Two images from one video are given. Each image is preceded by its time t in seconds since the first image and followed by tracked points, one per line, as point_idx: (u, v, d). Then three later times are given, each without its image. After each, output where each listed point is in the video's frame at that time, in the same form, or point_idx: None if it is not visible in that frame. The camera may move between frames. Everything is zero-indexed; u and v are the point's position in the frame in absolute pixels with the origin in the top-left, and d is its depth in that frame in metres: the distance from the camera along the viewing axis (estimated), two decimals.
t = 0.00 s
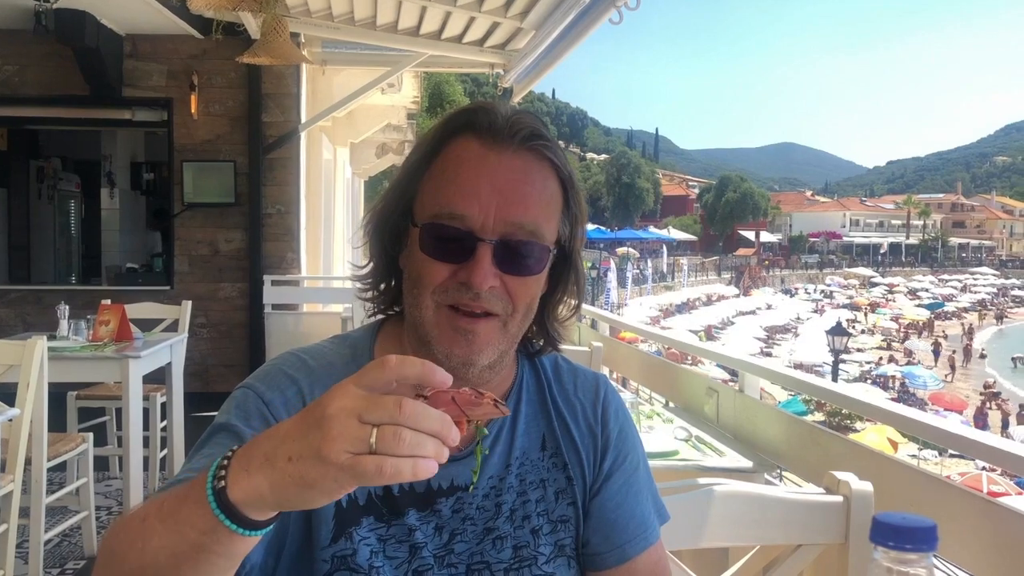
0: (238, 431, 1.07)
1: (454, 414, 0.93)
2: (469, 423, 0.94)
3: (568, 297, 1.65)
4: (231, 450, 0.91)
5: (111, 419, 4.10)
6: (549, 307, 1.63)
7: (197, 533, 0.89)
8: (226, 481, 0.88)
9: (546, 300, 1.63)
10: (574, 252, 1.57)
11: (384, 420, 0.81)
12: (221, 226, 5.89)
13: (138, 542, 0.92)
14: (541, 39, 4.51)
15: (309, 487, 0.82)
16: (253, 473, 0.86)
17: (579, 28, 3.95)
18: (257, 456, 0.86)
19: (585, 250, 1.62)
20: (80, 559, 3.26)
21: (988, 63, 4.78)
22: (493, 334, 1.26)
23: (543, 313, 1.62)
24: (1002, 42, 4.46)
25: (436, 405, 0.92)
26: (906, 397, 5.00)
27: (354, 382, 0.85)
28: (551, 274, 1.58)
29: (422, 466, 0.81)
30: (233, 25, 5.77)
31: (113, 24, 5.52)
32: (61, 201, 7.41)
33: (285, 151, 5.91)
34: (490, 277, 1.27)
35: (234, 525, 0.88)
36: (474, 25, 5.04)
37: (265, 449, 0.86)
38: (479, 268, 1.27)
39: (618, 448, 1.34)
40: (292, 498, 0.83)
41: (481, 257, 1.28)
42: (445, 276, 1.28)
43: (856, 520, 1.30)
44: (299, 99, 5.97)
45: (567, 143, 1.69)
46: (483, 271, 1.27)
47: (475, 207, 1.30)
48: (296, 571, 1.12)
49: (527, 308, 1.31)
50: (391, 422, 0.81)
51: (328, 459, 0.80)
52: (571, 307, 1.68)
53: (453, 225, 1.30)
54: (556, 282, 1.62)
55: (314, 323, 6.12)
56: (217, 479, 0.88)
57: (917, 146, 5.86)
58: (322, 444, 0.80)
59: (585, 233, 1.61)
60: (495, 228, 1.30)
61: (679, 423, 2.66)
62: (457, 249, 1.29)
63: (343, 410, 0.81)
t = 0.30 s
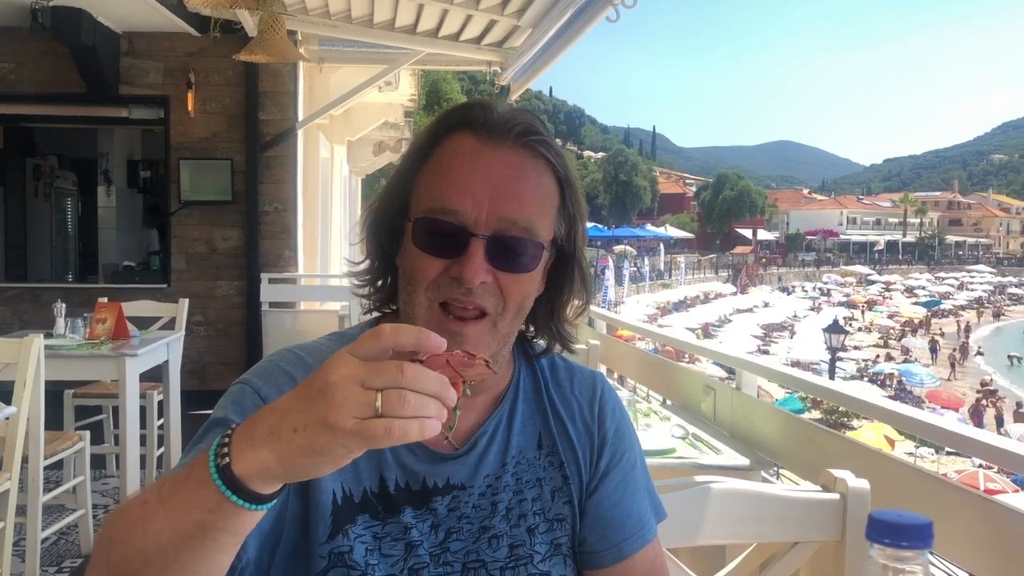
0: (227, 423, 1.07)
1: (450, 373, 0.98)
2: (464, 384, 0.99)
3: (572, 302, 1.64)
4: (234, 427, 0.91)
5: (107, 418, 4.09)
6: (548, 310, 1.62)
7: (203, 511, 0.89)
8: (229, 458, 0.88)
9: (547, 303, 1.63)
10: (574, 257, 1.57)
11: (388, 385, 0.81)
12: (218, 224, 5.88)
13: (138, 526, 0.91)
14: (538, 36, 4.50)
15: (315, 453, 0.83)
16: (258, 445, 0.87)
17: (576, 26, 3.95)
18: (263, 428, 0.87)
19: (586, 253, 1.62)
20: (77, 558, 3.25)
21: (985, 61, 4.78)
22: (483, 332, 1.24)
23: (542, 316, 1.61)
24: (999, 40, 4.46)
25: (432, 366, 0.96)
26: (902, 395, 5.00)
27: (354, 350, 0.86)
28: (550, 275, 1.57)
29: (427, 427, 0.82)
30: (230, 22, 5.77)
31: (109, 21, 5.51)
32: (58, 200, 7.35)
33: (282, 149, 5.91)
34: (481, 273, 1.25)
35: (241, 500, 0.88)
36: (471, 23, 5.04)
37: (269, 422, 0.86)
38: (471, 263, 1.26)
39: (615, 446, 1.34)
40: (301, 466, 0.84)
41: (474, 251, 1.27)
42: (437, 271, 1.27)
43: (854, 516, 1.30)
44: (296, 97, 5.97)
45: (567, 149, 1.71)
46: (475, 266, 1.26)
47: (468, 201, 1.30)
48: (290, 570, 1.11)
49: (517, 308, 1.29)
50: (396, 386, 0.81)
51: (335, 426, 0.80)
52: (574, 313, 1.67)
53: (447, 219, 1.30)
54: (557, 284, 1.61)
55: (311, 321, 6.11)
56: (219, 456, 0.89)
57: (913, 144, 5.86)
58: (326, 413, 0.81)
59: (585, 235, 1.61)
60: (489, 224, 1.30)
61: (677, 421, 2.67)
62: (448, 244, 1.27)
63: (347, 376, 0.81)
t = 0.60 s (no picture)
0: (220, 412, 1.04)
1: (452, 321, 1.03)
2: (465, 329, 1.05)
3: (567, 305, 1.61)
4: (252, 385, 0.90)
5: (104, 418, 4.09)
6: (543, 316, 1.59)
7: (234, 469, 0.86)
8: (259, 412, 0.86)
9: (541, 307, 1.59)
10: (568, 254, 1.55)
11: (412, 325, 0.84)
12: (215, 223, 5.87)
13: (161, 490, 0.86)
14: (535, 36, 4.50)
15: (350, 395, 0.84)
16: (289, 398, 0.86)
17: (573, 26, 3.95)
18: (287, 379, 0.87)
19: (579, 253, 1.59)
20: (72, 558, 3.25)
21: (982, 62, 4.79)
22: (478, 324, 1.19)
23: (537, 323, 1.57)
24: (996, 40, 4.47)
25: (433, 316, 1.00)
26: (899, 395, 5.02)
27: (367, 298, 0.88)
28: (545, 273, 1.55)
29: (446, 363, 0.85)
30: (226, 22, 5.76)
31: (105, 21, 5.49)
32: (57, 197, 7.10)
33: (279, 148, 5.90)
34: (473, 262, 1.21)
35: (271, 450, 0.86)
36: (469, 23, 5.05)
37: (297, 371, 0.86)
38: (463, 252, 1.22)
39: (611, 449, 1.33)
40: (337, 409, 0.85)
41: (465, 240, 1.23)
42: (428, 263, 1.22)
43: (849, 517, 1.30)
44: (293, 97, 5.97)
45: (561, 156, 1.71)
46: (466, 254, 1.21)
47: (459, 191, 1.28)
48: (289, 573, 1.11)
49: (508, 307, 1.24)
50: (418, 325, 0.84)
51: (370, 362, 0.82)
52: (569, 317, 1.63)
53: (439, 209, 1.27)
54: (552, 284, 1.59)
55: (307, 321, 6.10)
56: (247, 411, 0.86)
57: (910, 144, 5.86)
58: (357, 354, 0.83)
59: (578, 235, 1.59)
60: (481, 213, 1.27)
61: (673, 421, 2.66)
62: (440, 231, 1.23)
63: (374, 318, 0.84)
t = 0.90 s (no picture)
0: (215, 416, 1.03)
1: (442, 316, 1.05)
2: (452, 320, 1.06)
3: (561, 311, 1.60)
4: (255, 381, 0.89)
5: (95, 421, 4.08)
6: (538, 322, 1.58)
7: (242, 466, 0.85)
8: (269, 411, 0.86)
9: (535, 312, 1.58)
10: (561, 258, 1.55)
11: (417, 321, 0.87)
12: (208, 226, 5.87)
13: (166, 492, 0.84)
14: (528, 39, 4.51)
15: (366, 389, 0.86)
16: (304, 392, 0.86)
17: (567, 30, 3.95)
18: (292, 377, 0.87)
19: (572, 257, 1.59)
20: (64, 562, 3.24)
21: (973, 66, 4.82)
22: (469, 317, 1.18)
23: (530, 329, 1.56)
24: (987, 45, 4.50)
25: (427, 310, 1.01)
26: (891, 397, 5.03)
27: (372, 295, 0.89)
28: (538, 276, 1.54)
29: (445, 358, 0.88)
30: (219, 25, 5.75)
31: (98, 23, 5.48)
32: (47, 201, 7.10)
33: (272, 151, 5.89)
34: (461, 255, 1.21)
35: (285, 448, 0.86)
36: (461, 26, 5.06)
37: (303, 370, 0.87)
38: (451, 246, 1.21)
39: (603, 454, 1.33)
40: (348, 406, 0.86)
41: (454, 234, 1.23)
42: (417, 257, 1.22)
43: (839, 521, 1.31)
44: (286, 99, 5.96)
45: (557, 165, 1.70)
46: (454, 247, 1.21)
47: (448, 185, 1.28)
48: None
49: (499, 303, 1.23)
50: (423, 321, 0.87)
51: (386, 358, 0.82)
52: (564, 323, 1.61)
53: (427, 203, 1.27)
54: (546, 288, 1.58)
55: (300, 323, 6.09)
56: (253, 407, 0.86)
57: (902, 148, 5.89)
58: (369, 352, 0.84)
59: (571, 238, 1.58)
60: (470, 207, 1.27)
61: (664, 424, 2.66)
62: (428, 226, 1.24)
63: (383, 315, 0.87)
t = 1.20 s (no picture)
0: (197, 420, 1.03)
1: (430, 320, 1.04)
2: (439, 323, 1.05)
3: (548, 318, 1.60)
4: (241, 384, 0.88)
5: (77, 427, 4.04)
6: (524, 327, 1.57)
7: (226, 469, 0.85)
8: (254, 413, 0.85)
9: (522, 318, 1.58)
10: (546, 264, 1.55)
11: (406, 325, 0.88)
12: (192, 231, 5.84)
13: (150, 495, 0.83)
14: (515, 45, 4.52)
15: (351, 392, 0.86)
16: (290, 397, 0.86)
17: (552, 36, 3.97)
18: (282, 378, 0.87)
19: (557, 263, 1.59)
20: (44, 569, 3.22)
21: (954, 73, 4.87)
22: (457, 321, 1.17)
23: (517, 336, 1.56)
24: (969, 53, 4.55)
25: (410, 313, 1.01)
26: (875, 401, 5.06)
27: (362, 300, 0.89)
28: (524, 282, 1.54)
29: (429, 362, 0.89)
30: (204, 29, 5.74)
31: (81, 27, 5.46)
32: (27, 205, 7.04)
33: (257, 156, 5.87)
34: (447, 258, 1.21)
35: (270, 451, 0.86)
36: (447, 31, 5.07)
37: (292, 371, 0.86)
38: (438, 248, 1.21)
39: (588, 462, 1.33)
40: (335, 408, 0.86)
41: (440, 238, 1.23)
42: (403, 262, 1.22)
43: (822, 526, 1.32)
44: (271, 104, 5.95)
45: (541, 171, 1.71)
46: (441, 250, 1.21)
47: (435, 189, 1.28)
48: None
49: (488, 305, 1.23)
50: (412, 326, 0.88)
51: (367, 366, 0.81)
52: (550, 330, 1.61)
53: (413, 206, 1.27)
54: (533, 295, 1.58)
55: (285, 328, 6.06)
56: (238, 410, 0.85)
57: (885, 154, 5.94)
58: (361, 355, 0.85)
59: (557, 244, 1.58)
60: (457, 210, 1.27)
61: (650, 429, 2.64)
62: (415, 229, 1.24)
63: (374, 318, 0.87)
